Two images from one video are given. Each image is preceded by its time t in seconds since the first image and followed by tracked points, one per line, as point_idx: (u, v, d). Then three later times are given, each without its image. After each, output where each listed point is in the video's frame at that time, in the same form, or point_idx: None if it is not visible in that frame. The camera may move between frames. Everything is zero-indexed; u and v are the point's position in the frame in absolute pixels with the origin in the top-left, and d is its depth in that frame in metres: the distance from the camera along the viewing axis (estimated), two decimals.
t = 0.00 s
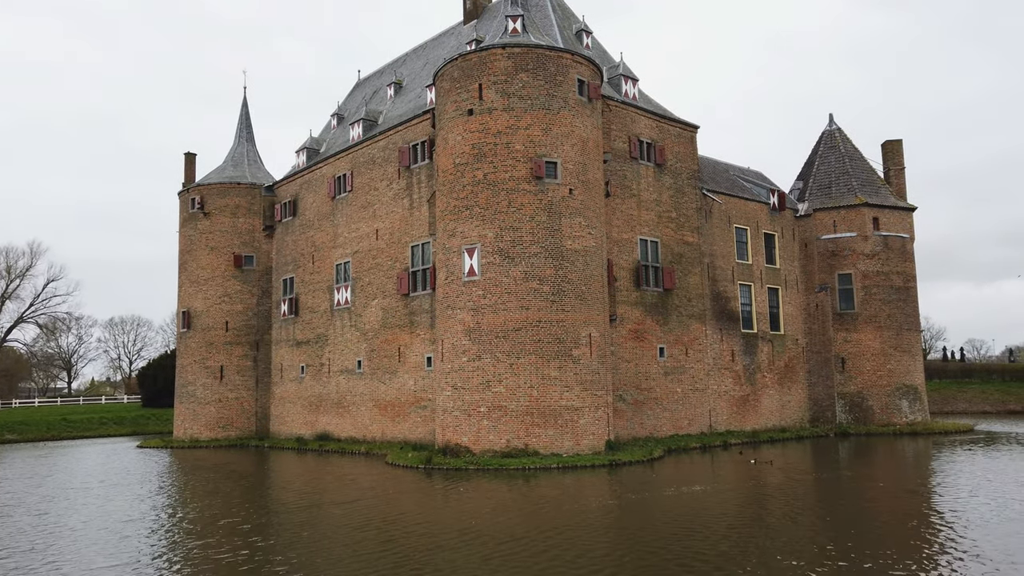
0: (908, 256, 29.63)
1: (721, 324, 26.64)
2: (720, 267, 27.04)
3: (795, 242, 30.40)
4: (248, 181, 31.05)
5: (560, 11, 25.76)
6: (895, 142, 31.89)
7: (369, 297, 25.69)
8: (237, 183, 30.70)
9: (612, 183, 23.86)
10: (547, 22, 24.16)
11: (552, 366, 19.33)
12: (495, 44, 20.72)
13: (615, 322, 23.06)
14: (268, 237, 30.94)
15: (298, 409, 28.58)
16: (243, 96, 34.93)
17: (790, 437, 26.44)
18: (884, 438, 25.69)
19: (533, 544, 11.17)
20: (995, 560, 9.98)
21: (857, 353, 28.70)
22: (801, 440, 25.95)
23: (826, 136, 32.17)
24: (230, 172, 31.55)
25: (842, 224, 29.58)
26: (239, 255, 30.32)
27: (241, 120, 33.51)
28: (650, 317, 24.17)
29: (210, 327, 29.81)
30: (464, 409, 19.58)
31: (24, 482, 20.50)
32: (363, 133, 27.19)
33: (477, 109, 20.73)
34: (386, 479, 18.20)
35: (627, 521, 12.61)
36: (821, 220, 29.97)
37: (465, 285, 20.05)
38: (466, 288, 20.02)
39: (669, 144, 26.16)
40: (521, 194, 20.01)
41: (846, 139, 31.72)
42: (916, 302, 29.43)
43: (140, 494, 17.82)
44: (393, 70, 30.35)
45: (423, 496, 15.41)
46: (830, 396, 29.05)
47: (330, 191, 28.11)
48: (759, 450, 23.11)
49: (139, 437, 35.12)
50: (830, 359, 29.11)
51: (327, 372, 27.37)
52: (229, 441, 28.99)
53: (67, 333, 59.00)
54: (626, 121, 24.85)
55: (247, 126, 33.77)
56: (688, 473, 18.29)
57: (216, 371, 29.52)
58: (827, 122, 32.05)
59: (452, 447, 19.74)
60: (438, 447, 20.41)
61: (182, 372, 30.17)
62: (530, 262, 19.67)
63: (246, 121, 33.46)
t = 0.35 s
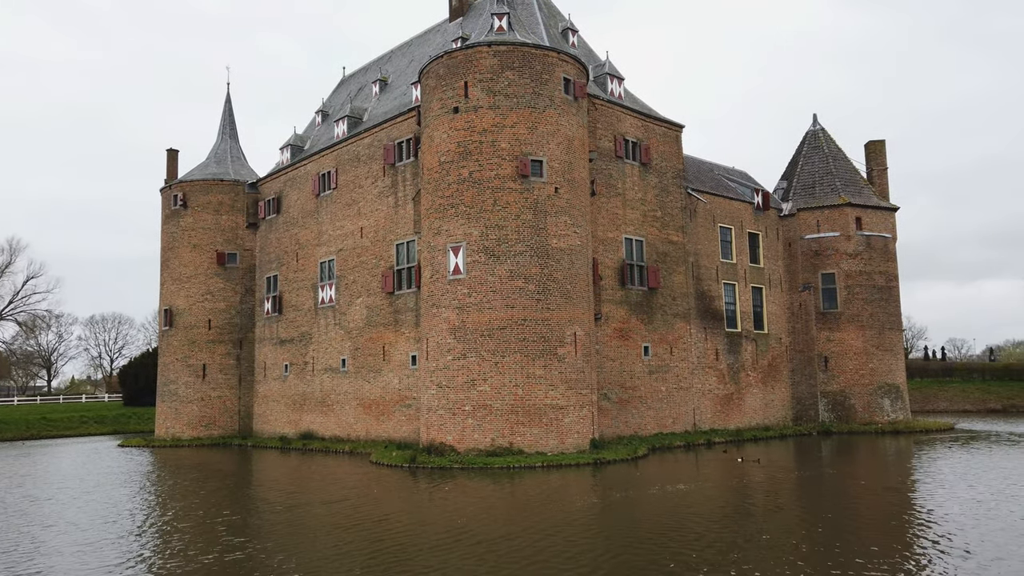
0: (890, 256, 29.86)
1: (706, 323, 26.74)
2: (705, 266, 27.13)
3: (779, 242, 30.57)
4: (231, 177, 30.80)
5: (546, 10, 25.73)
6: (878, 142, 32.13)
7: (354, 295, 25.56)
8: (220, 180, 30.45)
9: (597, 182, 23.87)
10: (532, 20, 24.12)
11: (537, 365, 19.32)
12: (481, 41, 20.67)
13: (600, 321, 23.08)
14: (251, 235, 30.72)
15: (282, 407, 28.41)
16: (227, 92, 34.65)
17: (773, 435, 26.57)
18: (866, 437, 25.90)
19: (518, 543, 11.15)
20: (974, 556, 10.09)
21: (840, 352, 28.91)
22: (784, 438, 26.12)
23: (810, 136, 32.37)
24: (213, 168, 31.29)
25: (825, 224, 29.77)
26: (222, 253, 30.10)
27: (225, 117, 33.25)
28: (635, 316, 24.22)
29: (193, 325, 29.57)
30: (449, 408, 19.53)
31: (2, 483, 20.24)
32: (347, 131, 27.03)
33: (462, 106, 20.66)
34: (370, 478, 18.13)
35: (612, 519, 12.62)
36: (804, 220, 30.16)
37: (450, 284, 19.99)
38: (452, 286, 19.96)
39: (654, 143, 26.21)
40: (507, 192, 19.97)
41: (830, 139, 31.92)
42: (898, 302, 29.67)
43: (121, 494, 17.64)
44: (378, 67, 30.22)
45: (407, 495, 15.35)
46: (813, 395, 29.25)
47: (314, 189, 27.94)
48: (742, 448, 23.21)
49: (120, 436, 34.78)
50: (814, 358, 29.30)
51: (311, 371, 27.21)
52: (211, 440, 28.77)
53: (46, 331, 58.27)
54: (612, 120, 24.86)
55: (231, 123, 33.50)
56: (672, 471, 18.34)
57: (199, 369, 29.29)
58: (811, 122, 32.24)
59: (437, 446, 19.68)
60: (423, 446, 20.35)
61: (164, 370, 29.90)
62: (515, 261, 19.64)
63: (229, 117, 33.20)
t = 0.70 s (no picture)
0: (873, 256, 30.08)
1: (691, 322, 26.82)
2: (690, 266, 27.22)
3: (763, 241, 30.73)
4: (215, 175, 30.56)
5: (533, 8, 25.71)
6: (861, 143, 32.37)
7: (339, 294, 25.43)
8: (203, 177, 30.20)
9: (583, 181, 23.87)
10: (519, 18, 24.09)
11: (522, 364, 19.29)
12: (467, 40, 20.61)
13: (586, 320, 23.10)
14: (235, 233, 30.50)
15: (266, 407, 28.23)
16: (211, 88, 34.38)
17: (757, 434, 26.69)
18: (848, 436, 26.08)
19: (502, 542, 11.13)
20: (954, 554, 10.18)
21: (823, 351, 29.09)
22: (768, 437, 26.25)
23: (795, 137, 32.55)
24: (196, 166, 31.03)
25: (809, 224, 29.94)
26: (206, 251, 29.86)
27: (208, 114, 32.98)
28: (621, 315, 24.25)
29: (176, 324, 29.31)
30: (434, 407, 19.46)
31: None
32: (333, 129, 26.88)
33: (448, 105, 20.60)
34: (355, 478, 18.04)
35: (597, 518, 12.64)
36: (789, 220, 30.33)
37: (436, 283, 19.93)
38: (437, 285, 19.89)
39: (640, 142, 26.26)
40: (493, 191, 19.93)
41: (814, 140, 32.13)
42: (881, 301, 29.89)
43: (101, 494, 17.48)
44: (363, 64, 30.07)
45: (392, 495, 15.30)
46: (796, 394, 29.40)
47: (298, 187, 27.77)
48: (727, 447, 23.30)
49: (101, 436, 34.43)
50: (798, 357, 29.47)
51: (295, 370, 27.06)
52: (194, 439, 28.54)
53: (25, 330, 57.55)
54: (598, 119, 24.88)
55: (214, 120, 33.24)
56: (656, 470, 18.37)
57: (181, 368, 29.05)
58: (795, 122, 32.41)
59: (422, 446, 19.61)
60: (408, 445, 20.27)
61: (147, 369, 29.62)
62: (501, 260, 19.60)
63: (213, 114, 32.93)
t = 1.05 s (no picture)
0: (856, 256, 30.30)
1: (675, 321, 26.90)
2: (674, 265, 27.30)
3: (747, 241, 30.89)
4: (197, 172, 30.28)
5: (518, 6, 25.68)
6: (843, 143, 32.60)
7: (322, 293, 25.28)
8: (185, 174, 29.91)
9: (568, 180, 23.87)
10: (504, 17, 24.04)
11: (506, 363, 19.26)
12: (452, 37, 20.54)
13: (570, 319, 23.11)
14: (217, 231, 30.25)
15: (248, 406, 28.02)
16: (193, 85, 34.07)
17: (740, 433, 26.82)
18: (830, 434, 26.25)
19: (488, 541, 11.08)
20: (938, 551, 10.26)
21: (806, 350, 29.28)
22: (751, 436, 26.39)
23: (778, 137, 32.74)
24: (178, 163, 30.73)
25: (793, 224, 30.11)
26: (188, 248, 29.59)
27: (190, 110, 32.68)
28: (605, 314, 24.28)
29: (157, 322, 29.02)
30: (418, 406, 19.39)
31: None
32: (317, 126, 26.71)
33: (433, 103, 20.52)
34: (338, 477, 17.93)
35: (582, 517, 12.61)
36: (772, 219, 30.49)
37: (420, 281, 19.85)
38: (422, 283, 19.81)
39: (624, 141, 26.30)
40: (478, 189, 19.88)
41: (797, 140, 32.32)
42: (863, 301, 30.11)
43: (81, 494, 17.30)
44: (348, 61, 29.91)
45: (376, 494, 15.25)
46: (779, 393, 29.58)
47: (282, 184, 27.57)
48: (710, 446, 23.40)
49: (80, 436, 34.04)
50: (781, 357, 29.65)
51: (278, 368, 26.88)
52: (176, 439, 28.28)
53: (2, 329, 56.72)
54: (583, 118, 24.89)
55: (197, 116, 32.94)
56: (640, 469, 18.40)
57: (163, 367, 28.77)
58: (779, 123, 32.60)
59: (406, 445, 19.53)
60: (391, 444, 20.19)
61: (127, 368, 29.31)
62: (486, 258, 19.56)
63: (195, 111, 32.63)
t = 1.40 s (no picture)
0: (838, 255, 30.52)
1: (659, 320, 26.98)
2: (658, 263, 27.38)
3: (730, 240, 31.04)
4: (179, 168, 29.99)
5: (503, 4, 25.61)
6: (826, 143, 32.81)
7: (305, 290, 25.12)
8: (166, 170, 29.61)
9: (553, 178, 23.86)
10: (489, 14, 23.96)
11: (490, 361, 19.23)
12: (437, 34, 20.45)
13: (555, 317, 23.10)
14: (199, 227, 29.98)
15: (230, 404, 27.81)
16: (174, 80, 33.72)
17: (723, 431, 26.96)
18: (812, 432, 26.43)
19: (471, 540, 11.04)
20: (919, 547, 10.40)
21: (788, 349, 29.46)
22: (734, 434, 26.52)
23: (762, 136, 32.90)
24: (159, 158, 30.41)
25: (775, 223, 30.28)
26: (169, 245, 29.31)
27: (172, 105, 32.35)
28: (589, 313, 24.30)
29: (138, 319, 28.74)
30: (401, 404, 19.32)
31: None
32: (300, 122, 26.51)
33: (418, 100, 20.43)
34: (321, 476, 17.82)
35: (566, 515, 12.62)
36: (755, 218, 30.65)
37: (404, 279, 19.77)
38: (406, 282, 19.73)
39: (609, 140, 26.31)
40: (462, 187, 19.82)
41: (781, 140, 32.50)
42: (845, 300, 30.33)
43: (59, 494, 17.08)
44: (332, 57, 29.71)
45: (359, 492, 15.18)
46: (762, 391, 29.76)
47: (264, 181, 27.36)
48: (693, 444, 23.49)
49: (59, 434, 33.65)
50: (763, 355, 29.82)
51: (260, 367, 26.69)
52: (156, 437, 28.03)
53: None
54: (568, 116, 24.89)
55: (178, 112, 32.61)
56: (624, 467, 18.43)
57: (143, 365, 28.50)
58: (763, 122, 32.76)
59: (389, 443, 19.45)
60: (375, 443, 20.09)
61: (107, 366, 29.00)
62: (470, 256, 19.51)
63: (177, 106, 32.30)
